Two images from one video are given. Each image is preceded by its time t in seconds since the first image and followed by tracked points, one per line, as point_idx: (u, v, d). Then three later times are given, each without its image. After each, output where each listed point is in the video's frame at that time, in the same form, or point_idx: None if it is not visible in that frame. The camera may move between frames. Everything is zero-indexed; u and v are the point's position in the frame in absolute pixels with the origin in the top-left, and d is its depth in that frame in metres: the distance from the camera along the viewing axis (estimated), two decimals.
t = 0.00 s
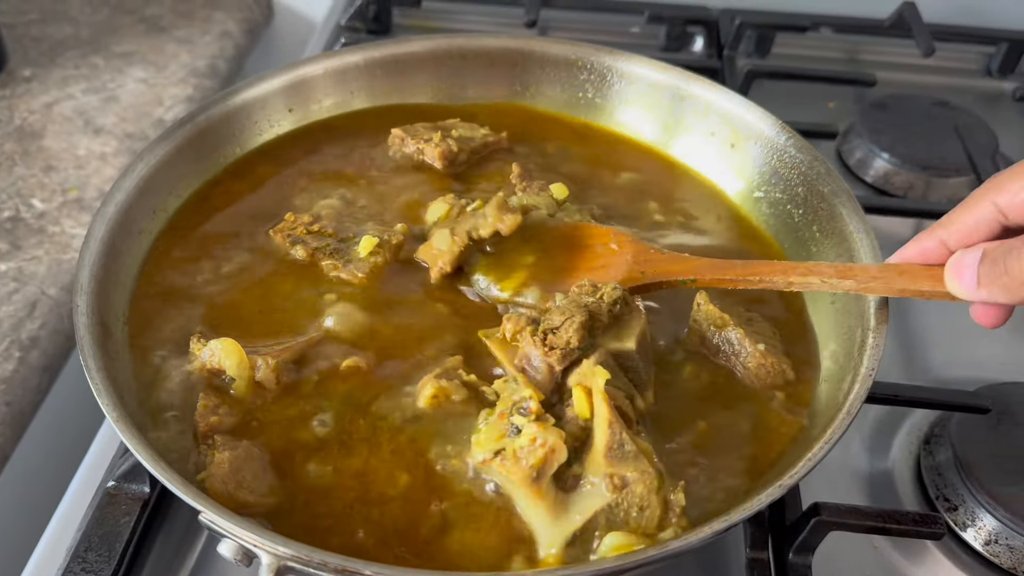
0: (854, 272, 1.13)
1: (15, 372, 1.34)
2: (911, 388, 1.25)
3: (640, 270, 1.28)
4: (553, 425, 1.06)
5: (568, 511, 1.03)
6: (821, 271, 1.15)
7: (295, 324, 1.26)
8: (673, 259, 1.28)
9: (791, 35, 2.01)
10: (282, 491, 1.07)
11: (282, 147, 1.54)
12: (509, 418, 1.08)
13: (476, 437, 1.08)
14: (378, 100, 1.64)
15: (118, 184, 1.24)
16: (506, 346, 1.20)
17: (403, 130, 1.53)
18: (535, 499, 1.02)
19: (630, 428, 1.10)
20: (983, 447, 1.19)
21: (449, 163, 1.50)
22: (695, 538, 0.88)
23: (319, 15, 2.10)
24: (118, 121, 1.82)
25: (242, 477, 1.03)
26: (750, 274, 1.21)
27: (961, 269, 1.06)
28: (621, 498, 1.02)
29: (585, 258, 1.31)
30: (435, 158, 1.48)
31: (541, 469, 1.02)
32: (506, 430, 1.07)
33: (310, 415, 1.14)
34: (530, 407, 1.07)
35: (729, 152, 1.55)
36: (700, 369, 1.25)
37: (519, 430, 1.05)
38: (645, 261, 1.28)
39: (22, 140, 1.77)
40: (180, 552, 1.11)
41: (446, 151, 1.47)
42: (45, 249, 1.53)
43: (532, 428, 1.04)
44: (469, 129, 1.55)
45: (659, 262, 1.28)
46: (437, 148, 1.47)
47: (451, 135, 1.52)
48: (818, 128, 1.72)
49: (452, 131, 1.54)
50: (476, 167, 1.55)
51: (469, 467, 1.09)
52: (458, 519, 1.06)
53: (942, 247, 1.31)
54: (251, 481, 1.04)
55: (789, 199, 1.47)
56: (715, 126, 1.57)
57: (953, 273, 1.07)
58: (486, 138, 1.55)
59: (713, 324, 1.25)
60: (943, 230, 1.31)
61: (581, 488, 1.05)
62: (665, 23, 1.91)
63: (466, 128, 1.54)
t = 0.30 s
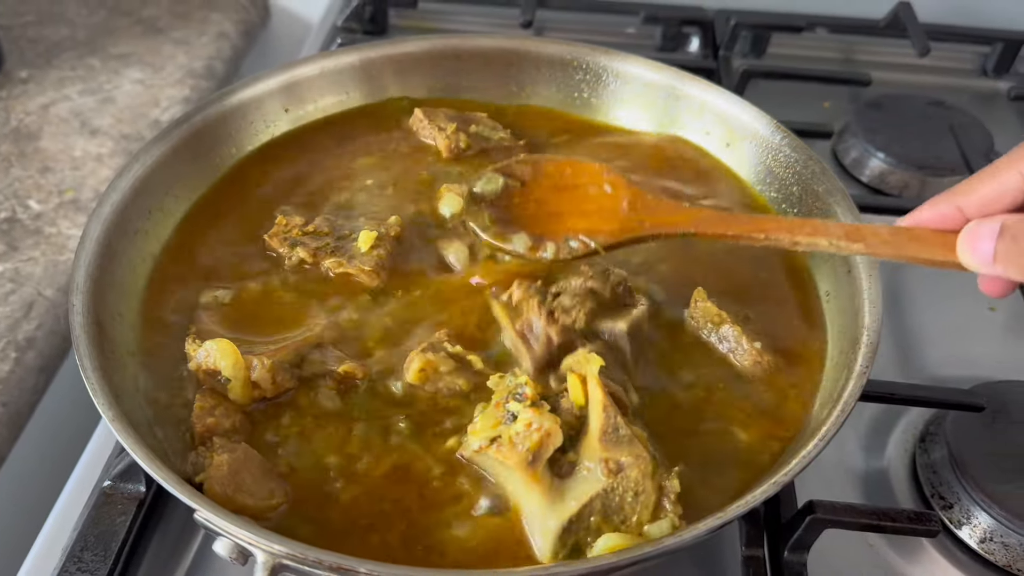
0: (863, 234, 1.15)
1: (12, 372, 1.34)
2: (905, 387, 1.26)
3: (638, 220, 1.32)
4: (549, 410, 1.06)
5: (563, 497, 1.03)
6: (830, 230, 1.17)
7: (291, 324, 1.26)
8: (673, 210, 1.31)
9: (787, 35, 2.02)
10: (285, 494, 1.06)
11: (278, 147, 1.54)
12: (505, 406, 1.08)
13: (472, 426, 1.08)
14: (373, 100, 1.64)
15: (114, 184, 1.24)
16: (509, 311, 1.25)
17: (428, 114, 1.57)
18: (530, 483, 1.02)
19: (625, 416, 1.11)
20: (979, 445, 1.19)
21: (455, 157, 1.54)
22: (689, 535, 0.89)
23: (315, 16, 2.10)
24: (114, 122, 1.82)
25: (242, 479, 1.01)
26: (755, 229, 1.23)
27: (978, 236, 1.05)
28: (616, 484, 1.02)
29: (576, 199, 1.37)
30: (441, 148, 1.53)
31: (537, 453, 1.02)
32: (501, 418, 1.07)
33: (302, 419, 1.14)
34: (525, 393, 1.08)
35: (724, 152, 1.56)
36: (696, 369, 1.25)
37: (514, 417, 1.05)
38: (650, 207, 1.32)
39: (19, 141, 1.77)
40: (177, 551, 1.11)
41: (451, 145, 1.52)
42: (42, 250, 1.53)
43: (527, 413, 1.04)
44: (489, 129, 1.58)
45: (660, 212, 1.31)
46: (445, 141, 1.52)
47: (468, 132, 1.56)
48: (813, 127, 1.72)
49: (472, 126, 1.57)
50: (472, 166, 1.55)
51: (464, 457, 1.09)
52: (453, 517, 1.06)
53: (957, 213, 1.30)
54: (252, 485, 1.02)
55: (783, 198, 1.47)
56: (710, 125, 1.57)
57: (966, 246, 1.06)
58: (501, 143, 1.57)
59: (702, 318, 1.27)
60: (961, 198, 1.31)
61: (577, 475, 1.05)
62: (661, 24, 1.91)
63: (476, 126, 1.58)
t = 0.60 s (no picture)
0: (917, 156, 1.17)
1: (6, 374, 1.34)
2: (896, 386, 1.26)
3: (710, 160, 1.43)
4: (538, 416, 1.06)
5: (554, 502, 1.03)
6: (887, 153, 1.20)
7: (284, 325, 1.26)
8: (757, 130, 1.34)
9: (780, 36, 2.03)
10: (277, 495, 1.06)
11: (272, 147, 1.54)
12: (495, 412, 1.08)
13: (462, 433, 1.08)
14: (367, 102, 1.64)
15: (106, 185, 1.25)
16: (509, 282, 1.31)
17: (417, 117, 1.58)
18: (523, 491, 1.02)
19: (612, 416, 1.12)
20: (968, 443, 1.19)
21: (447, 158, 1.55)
22: (678, 532, 0.89)
23: (310, 18, 2.11)
24: (109, 124, 1.82)
25: (234, 478, 1.02)
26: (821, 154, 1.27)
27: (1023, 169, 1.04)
28: (607, 487, 1.03)
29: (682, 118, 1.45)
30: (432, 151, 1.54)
31: (528, 460, 1.02)
32: (492, 424, 1.06)
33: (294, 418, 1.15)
34: (515, 399, 1.07)
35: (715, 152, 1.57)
36: (686, 367, 1.25)
37: (505, 424, 1.05)
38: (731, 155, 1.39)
39: (13, 143, 1.78)
40: (170, 551, 1.11)
41: (442, 148, 1.54)
42: (36, 252, 1.54)
43: (518, 420, 1.04)
44: (480, 129, 1.59)
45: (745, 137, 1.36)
46: (435, 144, 1.54)
47: (460, 133, 1.57)
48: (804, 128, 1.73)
49: (463, 128, 1.59)
50: (467, 167, 1.56)
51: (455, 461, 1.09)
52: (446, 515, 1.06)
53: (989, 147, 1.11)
54: (243, 485, 1.03)
55: (775, 198, 1.48)
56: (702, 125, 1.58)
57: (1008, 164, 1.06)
58: (491, 142, 1.58)
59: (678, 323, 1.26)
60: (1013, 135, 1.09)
61: (570, 477, 1.06)
62: (654, 25, 1.92)
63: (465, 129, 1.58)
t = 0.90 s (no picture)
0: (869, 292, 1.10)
1: (8, 378, 1.35)
2: (892, 387, 1.27)
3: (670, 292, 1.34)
4: (539, 420, 1.08)
5: (553, 506, 1.04)
6: (837, 288, 1.14)
7: (285, 329, 1.27)
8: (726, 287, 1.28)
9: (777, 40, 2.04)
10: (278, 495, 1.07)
11: (272, 152, 1.55)
12: (495, 416, 1.09)
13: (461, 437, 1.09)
14: (367, 107, 1.65)
15: (108, 190, 1.25)
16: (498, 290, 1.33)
17: (412, 126, 1.59)
18: (523, 494, 1.03)
19: (612, 418, 1.13)
20: (965, 445, 1.20)
21: (448, 164, 1.56)
22: (676, 534, 0.90)
23: (309, 23, 2.12)
24: (109, 128, 1.83)
25: (237, 479, 1.02)
26: (773, 294, 1.22)
27: None
28: (607, 490, 1.04)
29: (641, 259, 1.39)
30: (432, 158, 1.55)
31: (529, 464, 1.03)
32: (492, 427, 1.08)
33: (299, 419, 1.15)
34: (516, 403, 1.09)
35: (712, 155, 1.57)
36: (684, 370, 1.26)
37: (505, 427, 1.06)
38: (699, 288, 1.31)
39: (14, 147, 1.78)
40: (173, 554, 1.12)
41: (442, 154, 1.54)
42: (37, 256, 1.54)
43: (519, 424, 1.06)
44: (475, 133, 1.59)
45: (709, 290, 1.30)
46: (434, 150, 1.54)
47: (457, 138, 1.57)
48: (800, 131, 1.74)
49: (459, 133, 1.59)
50: (466, 171, 1.57)
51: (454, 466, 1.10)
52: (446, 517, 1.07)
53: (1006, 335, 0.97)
54: (245, 486, 1.03)
55: (771, 201, 1.49)
56: (700, 130, 1.59)
57: None
58: (490, 146, 1.58)
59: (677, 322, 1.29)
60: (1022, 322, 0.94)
61: (570, 481, 1.07)
62: (652, 29, 1.93)
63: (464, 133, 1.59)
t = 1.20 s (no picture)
0: (856, 274, 0.99)
1: (5, 380, 1.35)
2: (889, 387, 1.28)
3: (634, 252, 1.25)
4: (525, 434, 1.06)
5: (545, 520, 1.04)
6: (822, 267, 1.02)
7: (282, 331, 1.27)
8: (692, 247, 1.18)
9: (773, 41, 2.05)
10: (256, 486, 1.08)
11: (268, 153, 1.55)
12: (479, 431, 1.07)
13: (448, 457, 1.08)
14: (364, 109, 1.66)
15: (105, 192, 1.25)
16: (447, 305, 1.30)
17: (428, 126, 1.60)
18: (514, 508, 1.03)
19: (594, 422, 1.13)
20: (961, 444, 1.21)
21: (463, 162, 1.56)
22: (672, 533, 0.90)
23: (306, 24, 2.13)
24: (107, 130, 1.83)
25: (212, 469, 1.04)
26: (744, 264, 1.11)
27: None
28: (597, 497, 1.03)
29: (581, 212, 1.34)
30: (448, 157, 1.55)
31: (519, 479, 1.02)
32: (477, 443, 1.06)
33: (298, 420, 1.15)
34: (501, 419, 1.07)
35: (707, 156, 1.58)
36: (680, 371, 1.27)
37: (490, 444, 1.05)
38: (662, 253, 1.22)
39: (11, 149, 1.79)
40: (170, 555, 1.12)
41: (457, 151, 1.54)
42: (35, 258, 1.55)
43: (506, 440, 1.03)
44: (490, 133, 1.61)
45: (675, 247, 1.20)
46: (451, 147, 1.55)
47: (473, 137, 1.59)
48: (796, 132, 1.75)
49: (476, 132, 1.60)
50: (462, 172, 1.57)
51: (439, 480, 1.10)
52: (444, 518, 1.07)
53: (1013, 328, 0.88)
54: (223, 476, 1.05)
55: (767, 201, 1.49)
56: (696, 130, 1.59)
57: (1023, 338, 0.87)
58: (507, 145, 1.59)
59: (701, 296, 1.29)
60: None
61: (561, 491, 1.06)
62: (648, 31, 1.93)
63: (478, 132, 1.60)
